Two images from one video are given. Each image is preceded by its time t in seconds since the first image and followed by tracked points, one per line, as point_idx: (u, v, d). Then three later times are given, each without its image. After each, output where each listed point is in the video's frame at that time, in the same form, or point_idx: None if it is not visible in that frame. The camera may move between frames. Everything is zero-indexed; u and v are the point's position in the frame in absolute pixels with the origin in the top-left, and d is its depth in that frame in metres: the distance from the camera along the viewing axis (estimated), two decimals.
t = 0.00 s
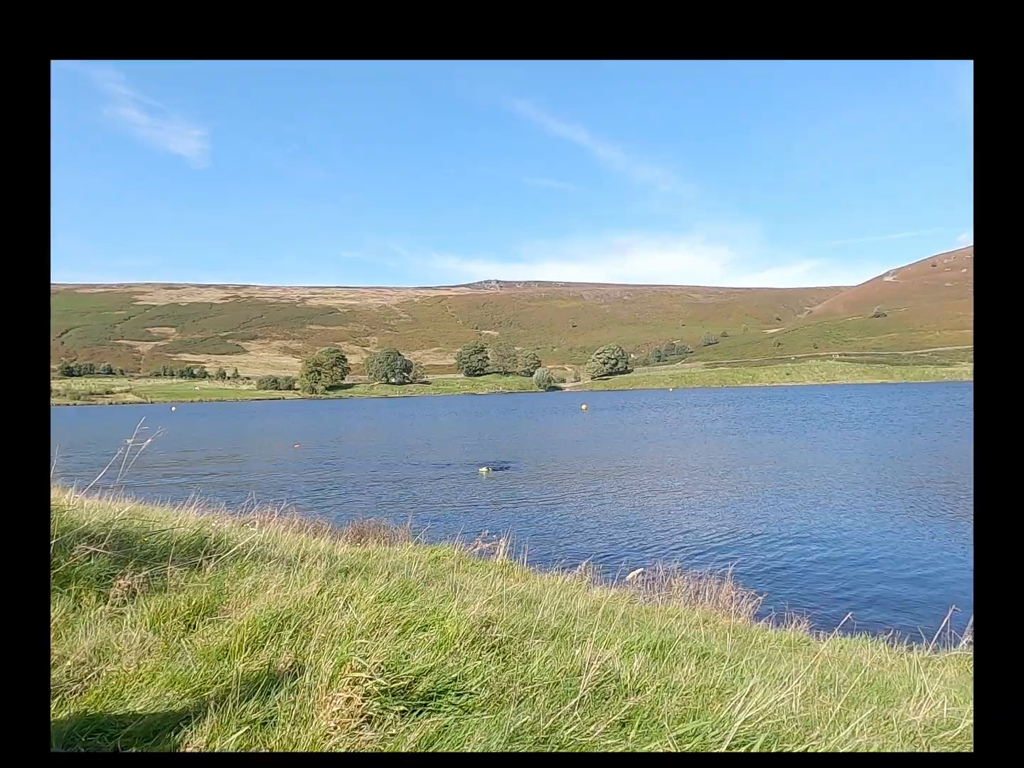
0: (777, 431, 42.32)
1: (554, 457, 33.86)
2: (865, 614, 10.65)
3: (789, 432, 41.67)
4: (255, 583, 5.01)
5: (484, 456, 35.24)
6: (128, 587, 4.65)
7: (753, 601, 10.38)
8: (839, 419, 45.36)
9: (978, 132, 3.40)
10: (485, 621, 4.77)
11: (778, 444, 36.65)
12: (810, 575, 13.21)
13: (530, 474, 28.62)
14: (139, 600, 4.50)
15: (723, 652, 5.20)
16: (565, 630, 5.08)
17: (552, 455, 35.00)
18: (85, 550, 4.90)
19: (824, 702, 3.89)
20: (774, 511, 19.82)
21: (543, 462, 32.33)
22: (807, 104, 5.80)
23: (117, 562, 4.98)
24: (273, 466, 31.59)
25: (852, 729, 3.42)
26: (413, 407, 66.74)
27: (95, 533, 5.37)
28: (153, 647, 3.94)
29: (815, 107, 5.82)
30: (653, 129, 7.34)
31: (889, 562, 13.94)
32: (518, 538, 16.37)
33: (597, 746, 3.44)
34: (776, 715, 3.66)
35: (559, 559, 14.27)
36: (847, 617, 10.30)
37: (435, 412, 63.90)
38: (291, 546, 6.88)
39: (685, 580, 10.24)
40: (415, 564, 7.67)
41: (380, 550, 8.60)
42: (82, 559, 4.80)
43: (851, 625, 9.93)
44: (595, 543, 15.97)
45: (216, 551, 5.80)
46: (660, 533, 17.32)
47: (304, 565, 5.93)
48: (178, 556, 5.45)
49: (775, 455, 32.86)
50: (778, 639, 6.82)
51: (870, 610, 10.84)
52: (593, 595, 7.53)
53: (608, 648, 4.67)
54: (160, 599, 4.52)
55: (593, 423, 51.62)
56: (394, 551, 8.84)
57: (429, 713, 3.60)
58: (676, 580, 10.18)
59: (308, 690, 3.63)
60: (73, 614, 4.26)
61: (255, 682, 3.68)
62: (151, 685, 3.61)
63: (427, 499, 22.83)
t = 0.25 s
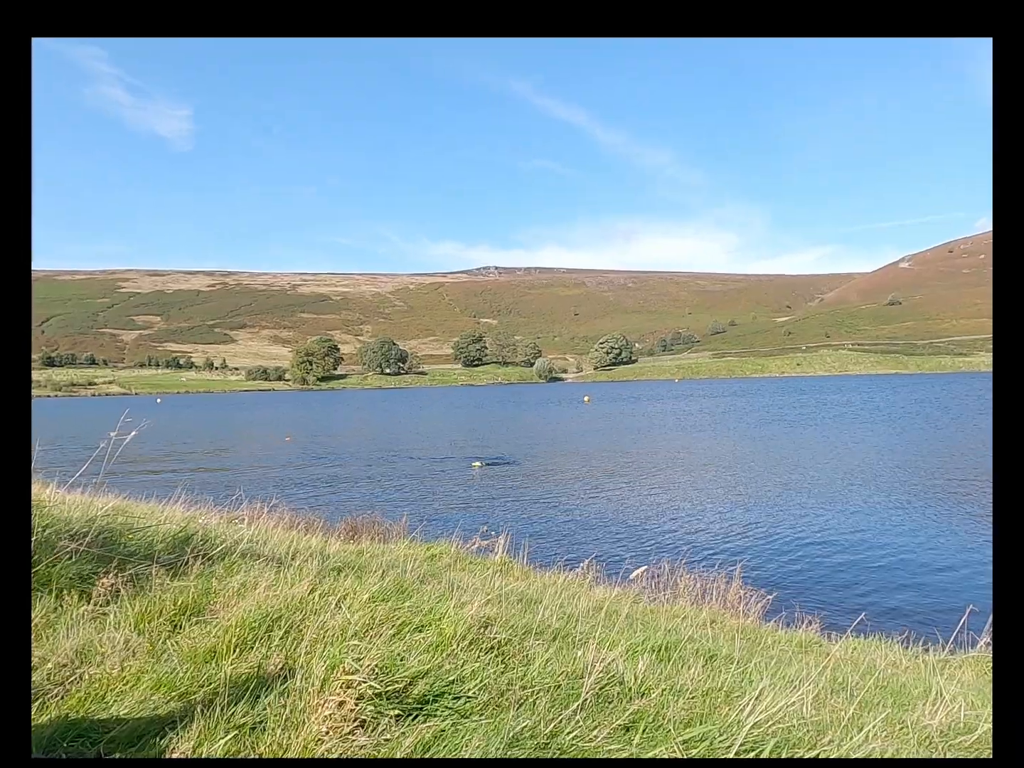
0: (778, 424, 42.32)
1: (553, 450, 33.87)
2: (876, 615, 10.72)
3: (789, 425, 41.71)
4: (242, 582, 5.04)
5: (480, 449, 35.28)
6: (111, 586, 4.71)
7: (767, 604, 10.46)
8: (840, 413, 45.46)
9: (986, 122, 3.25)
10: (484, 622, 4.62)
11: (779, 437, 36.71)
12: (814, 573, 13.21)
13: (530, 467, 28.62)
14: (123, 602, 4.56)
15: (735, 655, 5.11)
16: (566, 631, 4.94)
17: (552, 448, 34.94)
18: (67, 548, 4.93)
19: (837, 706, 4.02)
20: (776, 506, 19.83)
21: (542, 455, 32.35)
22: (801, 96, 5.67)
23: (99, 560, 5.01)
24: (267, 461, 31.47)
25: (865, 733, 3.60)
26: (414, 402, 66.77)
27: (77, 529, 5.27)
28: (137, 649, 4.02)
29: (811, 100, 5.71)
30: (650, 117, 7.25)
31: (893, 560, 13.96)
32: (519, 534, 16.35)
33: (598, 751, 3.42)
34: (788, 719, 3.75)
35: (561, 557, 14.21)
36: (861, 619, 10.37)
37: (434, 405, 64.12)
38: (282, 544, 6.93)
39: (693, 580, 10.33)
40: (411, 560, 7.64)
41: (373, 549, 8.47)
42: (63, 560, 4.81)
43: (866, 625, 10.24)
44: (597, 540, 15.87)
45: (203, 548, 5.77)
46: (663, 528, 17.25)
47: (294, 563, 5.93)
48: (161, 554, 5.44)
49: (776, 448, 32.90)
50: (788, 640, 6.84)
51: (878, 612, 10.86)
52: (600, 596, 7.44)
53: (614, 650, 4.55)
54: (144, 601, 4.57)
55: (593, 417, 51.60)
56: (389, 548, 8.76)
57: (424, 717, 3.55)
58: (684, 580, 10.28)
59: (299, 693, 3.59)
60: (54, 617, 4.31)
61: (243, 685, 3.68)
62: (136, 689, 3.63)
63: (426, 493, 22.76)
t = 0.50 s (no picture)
0: (780, 416, 42.15)
1: (554, 443, 33.83)
2: (889, 615, 10.63)
3: (792, 417, 41.54)
4: (234, 579, 4.96)
5: (476, 442, 35.34)
6: (98, 585, 4.62)
7: (776, 603, 10.36)
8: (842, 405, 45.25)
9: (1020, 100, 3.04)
10: (483, 621, 4.50)
11: (781, 429, 36.54)
12: (822, 570, 13.08)
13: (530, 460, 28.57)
14: (109, 601, 4.46)
15: (742, 654, 5.00)
16: (568, 631, 4.82)
17: (554, 441, 34.77)
18: (50, 546, 4.88)
19: (851, 710, 3.95)
20: (780, 500, 19.69)
21: (542, 448, 32.34)
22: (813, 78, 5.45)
23: (84, 558, 4.95)
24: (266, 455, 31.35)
25: (881, 737, 3.54)
26: (414, 396, 66.64)
27: (61, 527, 5.24)
28: (123, 650, 3.94)
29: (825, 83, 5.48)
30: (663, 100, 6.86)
31: (901, 556, 13.83)
32: (519, 530, 16.25)
33: (604, 756, 3.31)
34: (800, 722, 3.66)
35: (562, 553, 14.11)
36: (872, 618, 10.32)
37: (435, 399, 64.38)
38: (273, 540, 6.84)
39: (698, 578, 10.20)
40: (409, 557, 7.54)
41: (369, 545, 8.33)
42: (46, 558, 4.78)
43: (880, 625, 10.24)
44: (600, 536, 15.71)
45: (192, 546, 5.69)
46: (666, 523, 17.10)
47: (287, 559, 5.84)
48: (150, 552, 5.37)
49: (779, 440, 32.74)
50: (799, 641, 6.73)
51: (889, 612, 10.76)
52: (604, 593, 7.35)
53: (619, 650, 4.44)
54: (131, 600, 4.49)
55: (595, 410, 51.48)
56: (388, 544, 8.62)
57: (421, 720, 3.45)
58: (690, 577, 10.18)
59: (292, 695, 3.49)
60: (39, 616, 4.23)
61: (233, 687, 3.58)
62: (121, 692, 3.54)
63: (426, 488, 22.60)
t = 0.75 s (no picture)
0: (781, 411, 41.99)
1: (553, 440, 33.74)
2: (894, 615, 10.55)
3: (793, 412, 41.38)
4: (227, 579, 4.90)
5: (475, 438, 35.26)
6: (87, 585, 4.55)
7: (780, 602, 10.26)
8: (845, 400, 45.04)
9: None
10: (482, 621, 4.43)
11: (783, 425, 36.39)
12: (825, 568, 13.00)
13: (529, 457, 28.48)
14: (99, 602, 4.40)
15: (745, 654, 4.94)
16: (569, 631, 4.75)
17: (554, 437, 34.64)
18: (37, 546, 4.81)
19: (857, 712, 3.88)
20: (783, 496, 19.59)
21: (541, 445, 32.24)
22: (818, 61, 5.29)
23: (73, 557, 4.88)
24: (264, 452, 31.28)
25: (888, 738, 3.49)
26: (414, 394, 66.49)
27: (49, 526, 5.19)
28: (113, 651, 3.88)
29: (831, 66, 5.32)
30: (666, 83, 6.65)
31: (905, 554, 13.74)
32: (519, 528, 16.15)
33: (605, 758, 3.25)
34: (805, 723, 3.59)
35: (562, 551, 14.01)
36: (877, 617, 10.22)
37: (435, 396, 64.36)
38: (266, 539, 6.77)
39: (701, 577, 10.10)
40: (406, 556, 7.46)
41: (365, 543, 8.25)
42: (34, 557, 4.73)
43: (886, 624, 10.17)
44: (601, 534, 15.62)
45: (183, 544, 5.63)
46: (667, 520, 17.01)
47: (282, 558, 5.78)
48: (140, 551, 5.29)
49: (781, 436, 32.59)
50: (806, 641, 6.65)
51: (894, 612, 10.68)
52: (605, 592, 7.27)
53: (619, 650, 4.37)
54: (122, 600, 4.42)
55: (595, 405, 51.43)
56: (385, 542, 8.52)
57: (419, 723, 3.39)
58: (693, 577, 10.06)
59: (286, 698, 3.42)
60: (27, 618, 4.17)
61: (226, 688, 3.52)
62: (110, 694, 3.47)
63: (426, 485, 22.51)
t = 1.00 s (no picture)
0: (780, 410, 42.02)
1: (552, 439, 33.78)
2: (893, 614, 10.55)
3: (792, 411, 41.40)
4: (226, 579, 4.90)
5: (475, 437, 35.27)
6: (87, 585, 4.56)
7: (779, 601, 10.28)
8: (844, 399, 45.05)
9: None
10: (481, 621, 4.44)
11: (782, 423, 36.41)
12: (825, 567, 13.00)
13: (529, 456, 28.50)
14: (99, 602, 4.41)
15: (744, 653, 4.95)
16: (568, 630, 4.77)
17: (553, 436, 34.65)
18: (37, 546, 4.81)
19: (855, 710, 3.90)
20: (782, 495, 19.61)
21: (540, 444, 32.25)
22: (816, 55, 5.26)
23: (72, 557, 4.89)
24: (262, 452, 31.25)
25: (886, 736, 3.50)
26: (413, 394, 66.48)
27: (49, 526, 5.20)
28: (113, 651, 3.89)
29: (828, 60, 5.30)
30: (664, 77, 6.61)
31: (904, 552, 13.73)
32: (518, 527, 16.16)
33: (605, 756, 3.27)
34: (803, 721, 3.61)
35: (561, 550, 14.02)
36: (876, 615, 10.25)
37: (434, 396, 64.38)
38: (266, 539, 6.78)
39: (700, 576, 10.12)
40: (405, 555, 7.46)
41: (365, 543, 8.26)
42: (34, 557, 4.74)
43: (884, 623, 10.15)
44: (598, 532, 15.66)
45: (183, 544, 5.64)
46: (667, 519, 17.03)
47: (281, 558, 5.78)
48: (139, 551, 5.30)
49: (780, 435, 32.62)
50: (804, 639, 6.67)
51: (892, 610, 10.68)
52: (604, 591, 7.29)
53: (618, 649, 4.39)
54: (122, 600, 4.43)
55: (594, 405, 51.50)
56: (384, 541, 8.53)
57: (419, 721, 3.41)
58: (692, 575, 10.08)
59: (286, 697, 3.44)
60: (27, 617, 4.18)
61: (226, 688, 3.52)
62: (111, 694, 3.48)
63: (424, 484, 22.55)
